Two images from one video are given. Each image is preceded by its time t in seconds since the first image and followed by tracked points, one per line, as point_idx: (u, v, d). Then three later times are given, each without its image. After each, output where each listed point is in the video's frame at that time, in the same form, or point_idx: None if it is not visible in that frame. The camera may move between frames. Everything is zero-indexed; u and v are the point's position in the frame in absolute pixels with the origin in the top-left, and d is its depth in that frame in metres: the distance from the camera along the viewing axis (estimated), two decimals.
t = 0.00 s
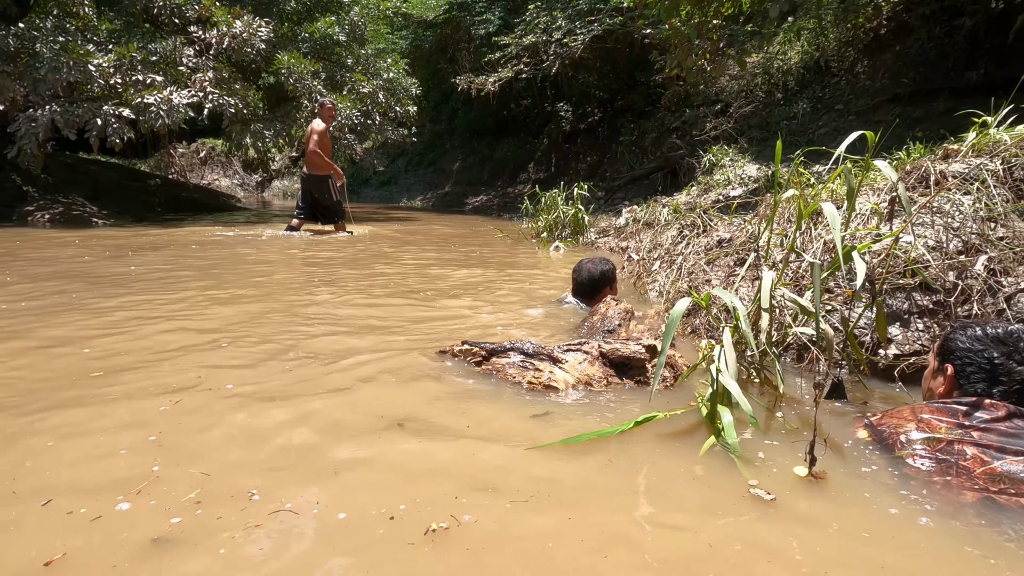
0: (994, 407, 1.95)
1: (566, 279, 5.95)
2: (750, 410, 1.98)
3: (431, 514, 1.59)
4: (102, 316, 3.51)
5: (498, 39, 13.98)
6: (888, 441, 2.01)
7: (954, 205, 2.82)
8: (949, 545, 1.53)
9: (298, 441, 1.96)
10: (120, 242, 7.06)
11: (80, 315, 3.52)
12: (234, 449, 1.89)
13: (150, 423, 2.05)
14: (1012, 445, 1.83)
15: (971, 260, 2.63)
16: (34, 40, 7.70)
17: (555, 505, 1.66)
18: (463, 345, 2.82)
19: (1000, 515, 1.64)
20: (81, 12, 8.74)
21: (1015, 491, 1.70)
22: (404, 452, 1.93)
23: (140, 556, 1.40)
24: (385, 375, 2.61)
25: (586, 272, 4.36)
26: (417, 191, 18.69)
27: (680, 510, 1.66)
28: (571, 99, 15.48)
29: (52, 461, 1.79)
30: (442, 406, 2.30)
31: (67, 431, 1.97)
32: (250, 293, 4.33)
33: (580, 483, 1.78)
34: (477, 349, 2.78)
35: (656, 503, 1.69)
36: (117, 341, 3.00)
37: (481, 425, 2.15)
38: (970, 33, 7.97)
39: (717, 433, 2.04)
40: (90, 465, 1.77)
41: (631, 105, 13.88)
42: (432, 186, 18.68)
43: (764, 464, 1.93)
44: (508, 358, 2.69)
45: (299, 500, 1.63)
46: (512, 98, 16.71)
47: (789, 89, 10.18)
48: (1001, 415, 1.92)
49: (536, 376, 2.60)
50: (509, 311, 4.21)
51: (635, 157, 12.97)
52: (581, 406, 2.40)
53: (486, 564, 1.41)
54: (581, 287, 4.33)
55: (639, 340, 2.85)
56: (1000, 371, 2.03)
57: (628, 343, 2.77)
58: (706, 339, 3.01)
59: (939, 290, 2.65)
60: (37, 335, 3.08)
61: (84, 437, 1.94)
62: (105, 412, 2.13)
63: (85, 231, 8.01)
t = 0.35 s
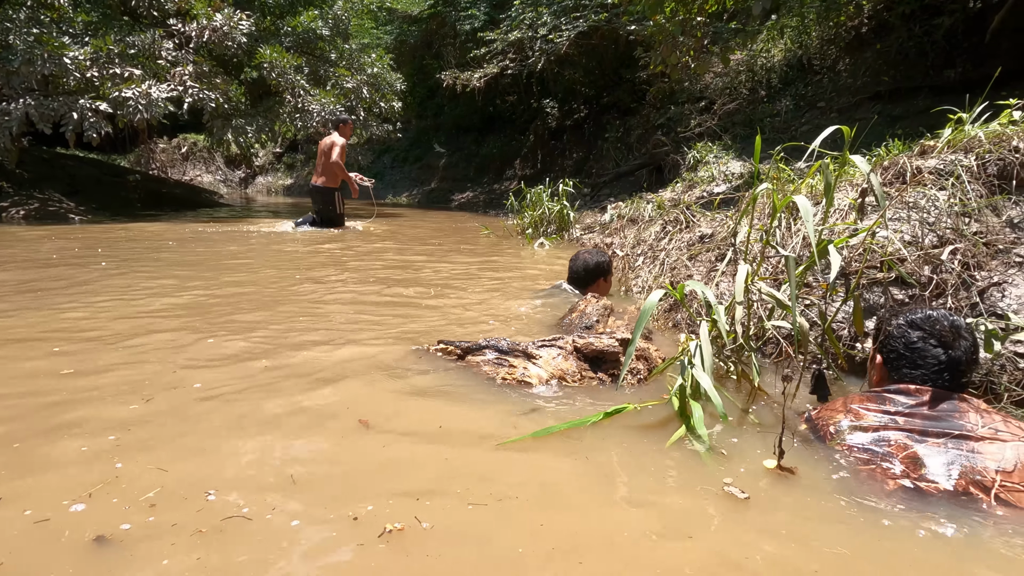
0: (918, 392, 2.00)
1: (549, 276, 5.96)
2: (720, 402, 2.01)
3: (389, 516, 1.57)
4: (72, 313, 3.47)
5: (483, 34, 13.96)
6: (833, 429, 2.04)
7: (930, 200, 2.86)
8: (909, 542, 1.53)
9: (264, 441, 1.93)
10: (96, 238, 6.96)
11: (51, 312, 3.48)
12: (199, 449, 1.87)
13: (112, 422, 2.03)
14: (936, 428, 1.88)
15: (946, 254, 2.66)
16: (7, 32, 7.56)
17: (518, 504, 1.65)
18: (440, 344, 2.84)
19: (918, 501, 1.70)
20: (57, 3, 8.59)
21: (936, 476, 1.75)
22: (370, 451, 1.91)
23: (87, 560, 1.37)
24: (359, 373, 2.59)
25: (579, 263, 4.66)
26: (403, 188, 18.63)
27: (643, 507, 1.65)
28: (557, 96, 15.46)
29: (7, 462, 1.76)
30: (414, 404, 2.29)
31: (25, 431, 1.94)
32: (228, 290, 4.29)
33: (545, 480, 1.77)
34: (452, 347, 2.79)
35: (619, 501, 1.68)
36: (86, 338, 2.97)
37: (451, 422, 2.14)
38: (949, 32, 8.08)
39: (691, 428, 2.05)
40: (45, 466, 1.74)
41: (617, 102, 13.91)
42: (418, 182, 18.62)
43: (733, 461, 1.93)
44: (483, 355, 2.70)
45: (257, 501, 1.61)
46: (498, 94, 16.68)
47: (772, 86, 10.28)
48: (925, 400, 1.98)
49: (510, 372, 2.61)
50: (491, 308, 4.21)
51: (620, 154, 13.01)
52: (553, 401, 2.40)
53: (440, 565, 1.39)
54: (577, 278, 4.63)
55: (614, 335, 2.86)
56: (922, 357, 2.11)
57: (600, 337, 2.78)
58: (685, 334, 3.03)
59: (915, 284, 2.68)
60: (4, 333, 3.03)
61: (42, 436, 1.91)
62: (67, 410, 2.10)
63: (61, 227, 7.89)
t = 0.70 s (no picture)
0: (851, 386, 2.08)
1: (530, 272, 5.96)
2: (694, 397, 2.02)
3: (339, 514, 1.55)
4: (39, 312, 3.42)
5: (466, 31, 13.96)
6: (772, 421, 2.13)
7: (903, 195, 2.90)
8: (859, 540, 1.54)
9: (222, 441, 1.90)
10: (69, 236, 6.86)
11: (17, 311, 3.43)
12: (155, 450, 1.84)
13: (68, 423, 1.99)
14: (865, 422, 1.97)
15: (921, 248, 2.71)
16: None
17: (476, 502, 1.64)
18: (413, 338, 2.86)
19: (846, 487, 1.78)
20: None
21: (862, 467, 1.84)
22: (331, 449, 1.88)
23: (24, 564, 1.33)
24: (329, 371, 2.57)
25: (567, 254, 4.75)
26: (387, 185, 18.55)
27: (598, 504, 1.65)
28: (541, 93, 15.45)
29: None
30: (383, 402, 2.27)
31: None
32: (202, 289, 4.24)
33: (505, 478, 1.76)
34: (426, 342, 2.81)
35: (578, 498, 1.67)
36: (50, 338, 2.93)
37: (419, 420, 2.13)
38: (926, 32, 8.20)
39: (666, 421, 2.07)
40: None
41: (601, 99, 13.94)
42: (402, 179, 18.54)
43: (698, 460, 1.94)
44: (457, 350, 2.72)
45: (207, 504, 1.57)
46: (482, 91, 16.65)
47: (753, 84, 10.36)
48: (856, 394, 2.06)
49: (483, 366, 2.63)
50: (469, 305, 4.20)
51: (604, 151, 13.04)
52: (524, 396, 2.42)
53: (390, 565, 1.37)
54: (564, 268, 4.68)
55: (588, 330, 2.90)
56: (843, 350, 2.23)
57: (575, 333, 2.82)
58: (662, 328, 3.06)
59: (889, 278, 2.73)
60: None
61: None
62: (24, 411, 2.07)
63: (33, 224, 7.76)
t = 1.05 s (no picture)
0: (801, 375, 2.14)
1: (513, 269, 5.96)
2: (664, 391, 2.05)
3: (291, 523, 1.50)
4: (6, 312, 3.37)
5: (452, 27, 13.98)
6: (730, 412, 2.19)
7: (879, 190, 2.94)
8: (823, 544, 1.51)
9: (181, 447, 1.85)
10: (44, 233, 6.77)
11: None
12: (111, 456, 1.79)
13: (25, 425, 1.96)
14: (815, 413, 2.05)
15: (897, 243, 2.75)
16: None
17: (437, 511, 1.59)
18: (391, 333, 2.89)
19: (810, 478, 1.82)
20: None
21: (813, 456, 1.93)
22: (292, 455, 1.83)
23: None
24: (301, 373, 2.53)
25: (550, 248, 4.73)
26: (372, 182, 18.48)
27: (561, 511, 1.61)
28: (527, 90, 15.44)
29: None
30: (354, 405, 2.23)
31: None
32: (177, 287, 4.19)
33: (470, 484, 1.72)
34: (404, 337, 2.84)
35: (542, 505, 1.63)
36: (17, 337, 2.89)
37: (389, 423, 2.09)
38: (905, 32, 8.31)
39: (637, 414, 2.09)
40: None
41: (587, 96, 13.97)
42: (388, 176, 18.46)
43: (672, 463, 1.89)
44: (435, 346, 2.76)
45: (155, 514, 1.52)
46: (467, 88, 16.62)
47: (737, 82, 10.44)
48: (806, 384, 2.12)
49: (461, 362, 2.67)
50: (450, 303, 4.21)
51: (589, 148, 13.08)
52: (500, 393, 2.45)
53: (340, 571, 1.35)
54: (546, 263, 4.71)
55: (567, 328, 2.94)
56: (788, 338, 2.31)
57: (554, 330, 2.86)
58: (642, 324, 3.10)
59: (865, 272, 2.77)
60: None
61: None
62: None
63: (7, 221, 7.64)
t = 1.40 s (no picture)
0: (770, 371, 2.18)
1: (499, 267, 5.97)
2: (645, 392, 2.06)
3: (255, 528, 1.50)
4: None
5: (440, 24, 13.95)
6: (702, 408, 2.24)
7: (860, 188, 2.97)
8: (784, 543, 1.52)
9: (152, 453, 1.83)
10: (24, 232, 6.70)
11: None
12: (80, 462, 1.77)
13: None
14: (781, 409, 2.10)
15: (876, 240, 2.78)
16: None
17: (405, 515, 1.58)
18: (372, 332, 2.92)
19: (786, 477, 1.84)
20: None
21: (779, 451, 1.98)
22: (265, 461, 1.82)
23: None
24: (280, 376, 2.51)
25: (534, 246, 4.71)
26: (361, 179, 18.40)
27: (530, 514, 1.60)
28: (515, 87, 15.43)
29: None
30: (331, 408, 2.21)
31: None
32: (158, 286, 4.16)
33: (442, 488, 1.72)
34: (385, 336, 2.88)
35: (512, 509, 1.62)
36: None
37: (365, 426, 2.07)
38: (889, 30, 8.39)
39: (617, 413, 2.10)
40: None
41: (575, 93, 13.99)
42: (376, 174, 18.39)
43: (643, 464, 1.90)
44: (415, 345, 2.80)
45: (119, 522, 1.51)
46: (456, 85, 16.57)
47: (724, 80, 10.51)
48: (774, 380, 2.17)
49: (441, 361, 2.72)
50: (434, 301, 4.21)
51: (578, 145, 13.08)
52: (478, 392, 2.48)
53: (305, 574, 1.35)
54: (533, 263, 4.75)
55: (547, 327, 2.99)
56: (757, 334, 2.36)
57: (535, 329, 2.92)
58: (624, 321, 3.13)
59: (845, 270, 2.80)
60: None
61: None
62: None
63: None
